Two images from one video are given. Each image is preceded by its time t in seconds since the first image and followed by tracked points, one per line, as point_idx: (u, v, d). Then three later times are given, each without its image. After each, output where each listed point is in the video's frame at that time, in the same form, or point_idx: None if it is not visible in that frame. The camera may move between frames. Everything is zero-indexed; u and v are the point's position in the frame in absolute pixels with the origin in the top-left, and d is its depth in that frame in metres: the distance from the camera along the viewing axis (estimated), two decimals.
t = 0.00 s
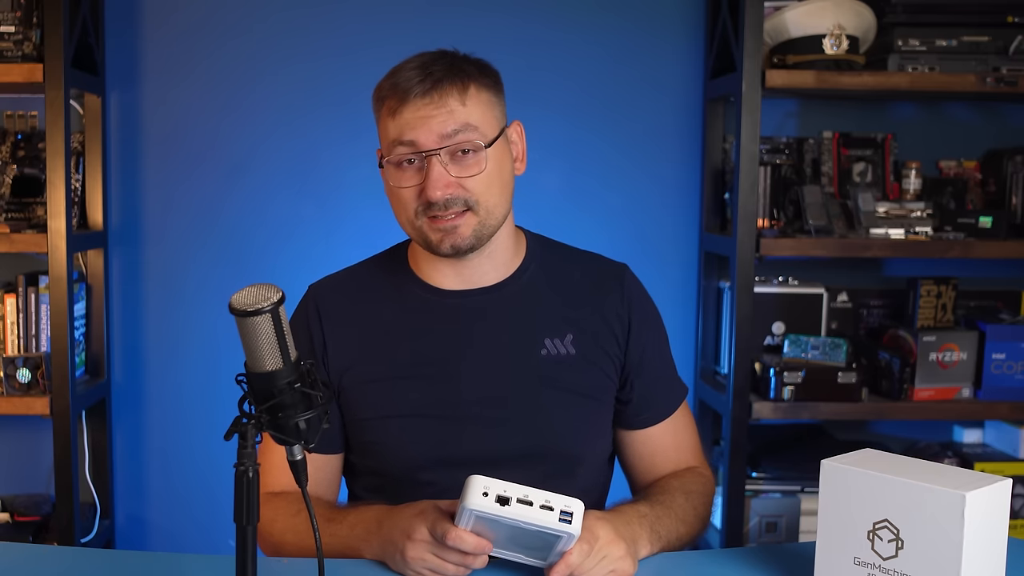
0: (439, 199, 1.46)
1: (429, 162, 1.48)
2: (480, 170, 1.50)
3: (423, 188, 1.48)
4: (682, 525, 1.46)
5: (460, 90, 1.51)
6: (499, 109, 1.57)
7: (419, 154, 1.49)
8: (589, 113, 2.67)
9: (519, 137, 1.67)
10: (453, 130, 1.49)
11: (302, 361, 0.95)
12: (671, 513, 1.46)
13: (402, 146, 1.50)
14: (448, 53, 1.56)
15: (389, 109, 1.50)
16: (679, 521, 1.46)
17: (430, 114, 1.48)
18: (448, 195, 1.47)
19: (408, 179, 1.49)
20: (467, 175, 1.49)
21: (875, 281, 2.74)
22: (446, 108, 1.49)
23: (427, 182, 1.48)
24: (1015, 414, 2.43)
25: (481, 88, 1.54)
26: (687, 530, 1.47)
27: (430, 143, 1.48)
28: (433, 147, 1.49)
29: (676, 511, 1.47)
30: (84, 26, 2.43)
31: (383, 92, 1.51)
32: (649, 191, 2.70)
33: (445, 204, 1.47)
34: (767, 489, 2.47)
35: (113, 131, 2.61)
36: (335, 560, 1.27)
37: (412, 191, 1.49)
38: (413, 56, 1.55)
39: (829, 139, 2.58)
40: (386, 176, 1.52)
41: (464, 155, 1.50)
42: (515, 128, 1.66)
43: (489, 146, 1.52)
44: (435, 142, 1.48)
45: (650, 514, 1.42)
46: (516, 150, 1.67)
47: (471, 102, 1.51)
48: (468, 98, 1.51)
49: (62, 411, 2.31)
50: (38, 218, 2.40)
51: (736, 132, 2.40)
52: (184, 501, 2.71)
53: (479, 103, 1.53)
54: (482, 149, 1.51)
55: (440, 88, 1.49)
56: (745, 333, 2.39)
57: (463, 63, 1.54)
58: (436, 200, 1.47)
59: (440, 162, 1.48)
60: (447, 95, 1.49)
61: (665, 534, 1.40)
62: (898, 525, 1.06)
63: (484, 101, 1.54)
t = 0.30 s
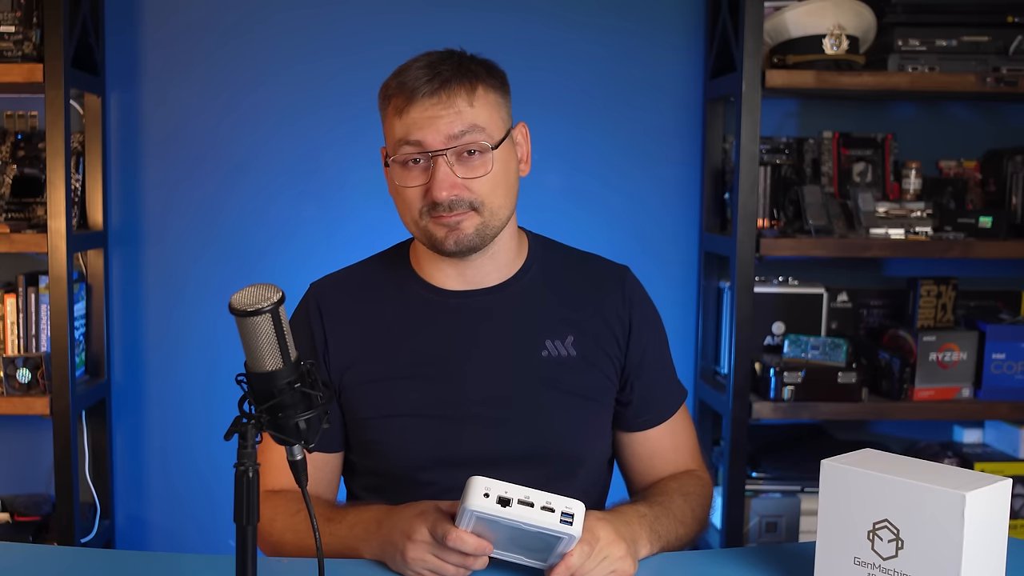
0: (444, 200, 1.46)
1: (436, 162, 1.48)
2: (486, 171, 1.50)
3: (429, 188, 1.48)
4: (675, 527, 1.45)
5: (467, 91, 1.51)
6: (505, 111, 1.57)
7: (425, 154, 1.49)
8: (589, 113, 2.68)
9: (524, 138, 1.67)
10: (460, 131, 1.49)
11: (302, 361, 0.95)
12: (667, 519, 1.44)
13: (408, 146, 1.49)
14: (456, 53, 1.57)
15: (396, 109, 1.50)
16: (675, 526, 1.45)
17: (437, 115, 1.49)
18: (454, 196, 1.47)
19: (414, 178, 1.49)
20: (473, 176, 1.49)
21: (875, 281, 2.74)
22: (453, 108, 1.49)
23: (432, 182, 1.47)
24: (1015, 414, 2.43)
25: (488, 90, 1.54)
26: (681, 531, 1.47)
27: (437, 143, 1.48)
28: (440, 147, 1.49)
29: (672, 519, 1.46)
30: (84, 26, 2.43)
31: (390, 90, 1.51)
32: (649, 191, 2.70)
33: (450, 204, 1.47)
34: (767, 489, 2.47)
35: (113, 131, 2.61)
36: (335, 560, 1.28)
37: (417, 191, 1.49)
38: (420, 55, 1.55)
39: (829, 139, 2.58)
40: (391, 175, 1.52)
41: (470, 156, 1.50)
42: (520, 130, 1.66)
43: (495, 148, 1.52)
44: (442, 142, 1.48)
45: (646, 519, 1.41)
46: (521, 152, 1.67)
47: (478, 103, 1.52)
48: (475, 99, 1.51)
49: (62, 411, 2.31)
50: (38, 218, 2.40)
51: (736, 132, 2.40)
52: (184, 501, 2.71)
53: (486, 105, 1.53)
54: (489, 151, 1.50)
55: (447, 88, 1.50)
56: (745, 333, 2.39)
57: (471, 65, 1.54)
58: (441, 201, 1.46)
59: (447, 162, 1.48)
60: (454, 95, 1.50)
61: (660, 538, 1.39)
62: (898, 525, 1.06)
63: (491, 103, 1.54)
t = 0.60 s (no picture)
0: (446, 203, 1.46)
1: (438, 164, 1.47)
2: (488, 175, 1.49)
3: (431, 191, 1.47)
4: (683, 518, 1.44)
5: (471, 93, 1.50)
6: (510, 113, 1.56)
7: (428, 155, 1.48)
8: (589, 113, 2.67)
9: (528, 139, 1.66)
10: (463, 134, 1.48)
11: (302, 361, 0.95)
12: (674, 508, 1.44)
13: (411, 147, 1.48)
14: (461, 53, 1.55)
15: (400, 109, 1.49)
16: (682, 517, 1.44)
17: (442, 117, 1.47)
18: (456, 199, 1.46)
19: (416, 180, 1.48)
20: (476, 179, 1.48)
21: (875, 281, 2.74)
22: (457, 111, 1.48)
23: (435, 185, 1.47)
24: (1015, 414, 2.43)
25: (492, 92, 1.53)
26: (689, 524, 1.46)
27: (440, 145, 1.47)
28: (443, 149, 1.47)
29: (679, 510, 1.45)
30: (84, 26, 2.43)
31: (394, 91, 1.50)
32: (650, 192, 2.70)
33: (453, 207, 1.46)
34: (768, 489, 2.47)
35: (113, 131, 2.61)
36: (333, 560, 1.28)
37: (419, 192, 1.48)
38: (425, 55, 1.54)
39: (829, 139, 2.58)
40: (394, 176, 1.51)
41: (473, 159, 1.48)
42: (525, 131, 1.66)
43: (499, 151, 1.51)
44: (446, 145, 1.47)
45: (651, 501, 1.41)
46: (525, 153, 1.67)
47: (482, 106, 1.50)
48: (479, 102, 1.50)
49: (62, 411, 2.31)
50: (38, 218, 2.40)
51: (736, 132, 2.40)
52: (184, 501, 2.71)
53: (490, 107, 1.51)
54: (492, 154, 1.49)
55: (451, 90, 1.48)
56: (745, 333, 2.39)
57: (476, 66, 1.53)
58: (444, 204, 1.46)
59: (450, 165, 1.47)
60: (458, 98, 1.48)
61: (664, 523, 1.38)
62: (898, 525, 1.06)
63: (495, 105, 1.53)
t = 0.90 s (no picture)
0: (457, 204, 1.46)
1: (454, 164, 1.47)
2: (504, 181, 1.49)
3: (443, 189, 1.47)
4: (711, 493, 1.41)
5: (498, 96, 1.49)
6: (531, 122, 1.56)
7: (445, 154, 1.48)
8: (589, 113, 2.67)
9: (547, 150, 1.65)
10: (485, 137, 1.48)
11: (302, 361, 0.95)
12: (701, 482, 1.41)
13: (429, 143, 1.48)
14: (491, 55, 1.54)
15: (423, 103, 1.48)
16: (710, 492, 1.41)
17: (464, 118, 1.47)
18: (467, 201, 1.46)
19: (430, 176, 1.48)
20: (490, 183, 1.48)
21: (875, 281, 2.74)
22: (481, 113, 1.47)
23: (448, 184, 1.46)
24: (1015, 413, 2.43)
25: (519, 99, 1.52)
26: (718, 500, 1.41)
27: (459, 145, 1.47)
28: (461, 150, 1.47)
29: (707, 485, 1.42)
30: (84, 26, 2.43)
31: (419, 85, 1.49)
32: (650, 192, 2.70)
33: (463, 209, 1.46)
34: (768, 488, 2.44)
35: (113, 131, 2.61)
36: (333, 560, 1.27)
37: (431, 190, 1.48)
38: (455, 52, 1.53)
39: (829, 139, 2.58)
40: (407, 170, 1.50)
41: (490, 163, 1.49)
42: (546, 141, 1.64)
43: (517, 158, 1.51)
44: (465, 146, 1.47)
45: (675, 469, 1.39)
46: (545, 163, 1.66)
47: (507, 111, 1.50)
48: (504, 107, 1.49)
49: (62, 411, 2.31)
50: (38, 218, 2.40)
51: (736, 132, 2.40)
52: (184, 501, 2.71)
53: (514, 113, 1.51)
54: (510, 160, 1.50)
55: (478, 91, 1.48)
56: (745, 333, 2.39)
57: (506, 70, 1.52)
58: (454, 204, 1.46)
59: (466, 166, 1.47)
60: (484, 100, 1.48)
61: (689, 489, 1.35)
62: (898, 525, 1.06)
63: (519, 112, 1.52)
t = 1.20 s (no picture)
0: (475, 204, 1.39)
1: (476, 162, 1.40)
2: (526, 185, 1.42)
3: (462, 187, 1.40)
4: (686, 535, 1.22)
5: (528, 97, 1.42)
6: (558, 129, 1.49)
7: (467, 151, 1.41)
8: (589, 113, 2.68)
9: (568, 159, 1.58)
10: (512, 137, 1.40)
11: (302, 361, 0.94)
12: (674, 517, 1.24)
13: (452, 138, 1.41)
14: (523, 56, 1.47)
15: (450, 95, 1.41)
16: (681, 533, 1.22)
17: (492, 115, 1.40)
18: (485, 202, 1.39)
19: (449, 173, 1.41)
20: (510, 186, 1.41)
21: (875, 281, 2.74)
22: (510, 112, 1.40)
23: (468, 182, 1.40)
24: (1015, 413, 2.43)
25: (548, 102, 1.45)
26: (699, 543, 1.22)
27: (483, 144, 1.40)
28: (485, 149, 1.40)
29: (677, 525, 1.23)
30: (84, 26, 2.43)
31: (446, 77, 1.42)
32: (649, 193, 2.70)
33: (480, 209, 1.39)
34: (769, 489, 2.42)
35: (113, 130, 2.61)
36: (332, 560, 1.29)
37: (449, 187, 1.41)
38: (486, 49, 1.46)
39: (829, 139, 2.58)
40: (426, 165, 1.43)
41: (513, 165, 1.42)
42: (566, 149, 1.58)
43: (541, 164, 1.44)
44: (490, 144, 1.40)
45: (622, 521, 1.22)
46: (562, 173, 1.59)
47: (536, 113, 1.43)
48: (534, 108, 1.43)
49: (62, 411, 2.31)
50: (38, 218, 2.40)
51: (736, 132, 2.40)
52: (184, 500, 2.71)
53: (542, 117, 1.44)
54: (534, 164, 1.42)
55: (508, 89, 1.41)
56: (745, 333, 2.39)
57: (538, 72, 1.45)
58: (472, 204, 1.39)
59: (488, 165, 1.40)
60: (514, 99, 1.41)
61: (649, 539, 1.19)
62: (898, 525, 1.06)
63: (547, 116, 1.45)
